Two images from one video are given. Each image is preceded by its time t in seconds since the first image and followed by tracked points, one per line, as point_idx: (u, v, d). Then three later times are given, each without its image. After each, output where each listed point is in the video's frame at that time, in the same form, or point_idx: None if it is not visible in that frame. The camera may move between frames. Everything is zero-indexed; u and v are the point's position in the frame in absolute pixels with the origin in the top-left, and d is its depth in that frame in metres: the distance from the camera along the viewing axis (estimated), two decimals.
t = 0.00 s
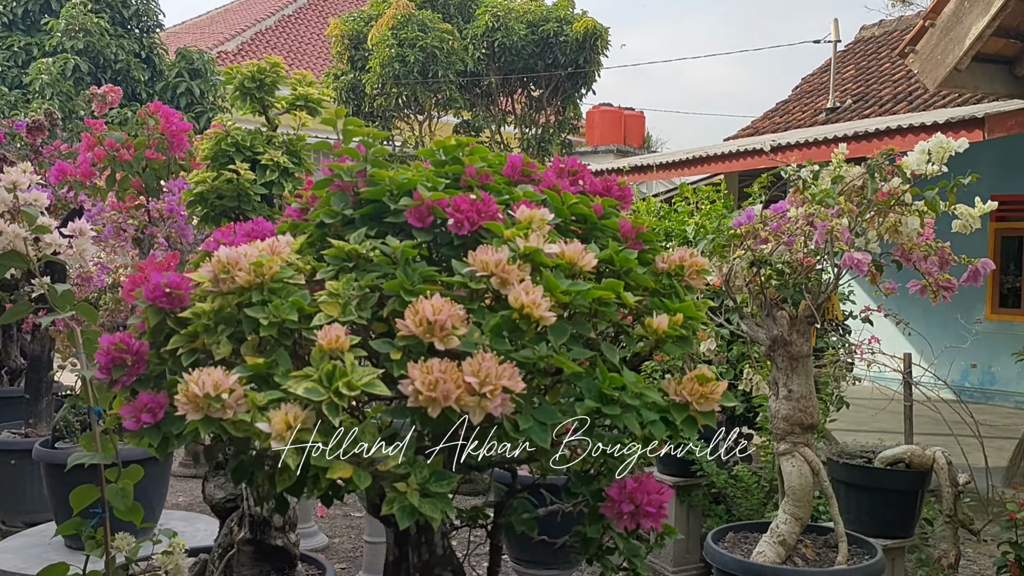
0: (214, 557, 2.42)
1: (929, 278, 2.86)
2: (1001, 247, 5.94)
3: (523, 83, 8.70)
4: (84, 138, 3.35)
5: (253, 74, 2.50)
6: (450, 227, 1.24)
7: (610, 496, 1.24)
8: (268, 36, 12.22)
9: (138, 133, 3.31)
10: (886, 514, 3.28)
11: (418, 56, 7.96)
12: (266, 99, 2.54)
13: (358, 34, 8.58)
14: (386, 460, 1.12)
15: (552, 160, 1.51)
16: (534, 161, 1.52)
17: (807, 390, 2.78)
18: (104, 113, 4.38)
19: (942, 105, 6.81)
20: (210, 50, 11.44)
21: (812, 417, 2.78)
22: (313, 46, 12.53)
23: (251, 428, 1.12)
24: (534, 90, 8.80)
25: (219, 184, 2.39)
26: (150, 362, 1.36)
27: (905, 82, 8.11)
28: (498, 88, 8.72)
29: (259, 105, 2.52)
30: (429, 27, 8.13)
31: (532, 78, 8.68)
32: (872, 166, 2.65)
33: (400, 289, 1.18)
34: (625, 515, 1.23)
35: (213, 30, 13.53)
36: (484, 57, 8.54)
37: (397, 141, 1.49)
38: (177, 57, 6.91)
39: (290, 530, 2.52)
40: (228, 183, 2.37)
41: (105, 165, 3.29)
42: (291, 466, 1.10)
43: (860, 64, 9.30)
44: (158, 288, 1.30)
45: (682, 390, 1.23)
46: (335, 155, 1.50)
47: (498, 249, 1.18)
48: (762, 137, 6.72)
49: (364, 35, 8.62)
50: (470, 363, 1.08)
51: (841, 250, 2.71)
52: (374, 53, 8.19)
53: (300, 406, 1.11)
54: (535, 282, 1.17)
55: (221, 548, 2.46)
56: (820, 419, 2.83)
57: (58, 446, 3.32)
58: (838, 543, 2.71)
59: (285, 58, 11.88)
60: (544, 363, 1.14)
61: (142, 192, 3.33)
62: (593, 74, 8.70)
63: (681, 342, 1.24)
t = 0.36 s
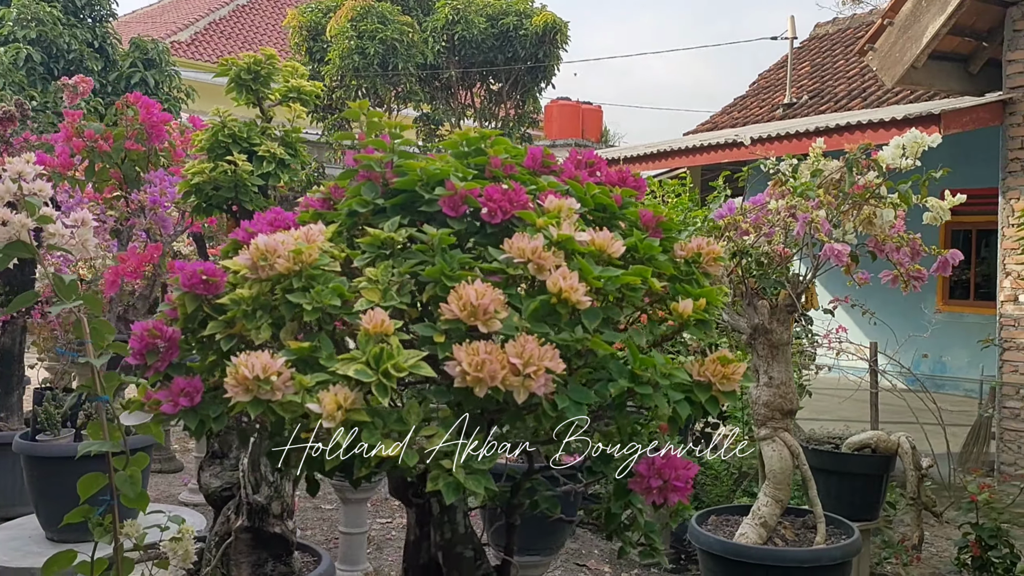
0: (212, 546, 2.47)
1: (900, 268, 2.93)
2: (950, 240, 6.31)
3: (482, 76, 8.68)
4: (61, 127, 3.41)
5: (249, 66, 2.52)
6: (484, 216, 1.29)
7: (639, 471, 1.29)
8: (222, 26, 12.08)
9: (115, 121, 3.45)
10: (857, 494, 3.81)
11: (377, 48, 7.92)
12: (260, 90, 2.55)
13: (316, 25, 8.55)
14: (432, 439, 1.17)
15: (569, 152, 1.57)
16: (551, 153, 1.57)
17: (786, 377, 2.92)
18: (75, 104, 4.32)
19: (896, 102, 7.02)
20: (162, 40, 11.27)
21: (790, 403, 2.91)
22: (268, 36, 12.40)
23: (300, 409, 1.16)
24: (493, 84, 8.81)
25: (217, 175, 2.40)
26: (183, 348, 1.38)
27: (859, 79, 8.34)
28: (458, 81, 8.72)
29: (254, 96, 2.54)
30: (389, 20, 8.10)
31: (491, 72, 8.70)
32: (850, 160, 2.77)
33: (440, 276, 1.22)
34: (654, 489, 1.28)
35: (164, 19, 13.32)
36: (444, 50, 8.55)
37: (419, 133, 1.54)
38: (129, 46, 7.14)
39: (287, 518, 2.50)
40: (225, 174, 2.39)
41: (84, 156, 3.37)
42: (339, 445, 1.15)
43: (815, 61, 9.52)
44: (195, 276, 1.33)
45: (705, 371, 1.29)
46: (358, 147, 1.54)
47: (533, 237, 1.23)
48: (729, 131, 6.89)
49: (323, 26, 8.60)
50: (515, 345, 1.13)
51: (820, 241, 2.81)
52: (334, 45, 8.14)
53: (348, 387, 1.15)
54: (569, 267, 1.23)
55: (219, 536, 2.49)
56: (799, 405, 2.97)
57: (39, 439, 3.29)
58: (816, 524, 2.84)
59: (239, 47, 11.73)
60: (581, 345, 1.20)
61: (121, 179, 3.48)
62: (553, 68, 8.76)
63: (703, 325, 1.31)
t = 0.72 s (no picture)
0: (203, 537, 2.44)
1: (871, 260, 3.01)
2: (907, 233, 6.53)
3: (444, 67, 8.66)
4: (35, 117, 3.34)
5: (237, 58, 2.51)
6: (498, 209, 1.33)
7: (649, 457, 1.37)
8: (179, 14, 11.87)
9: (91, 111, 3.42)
10: (823, 481, 4.18)
11: (339, 39, 7.83)
12: (249, 82, 2.54)
13: (276, 14, 8.46)
14: (455, 424, 1.20)
15: (572, 146, 1.61)
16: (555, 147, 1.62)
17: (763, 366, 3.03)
18: (43, 93, 4.25)
19: (855, 97, 7.19)
20: (117, 27, 11.06)
21: (765, 392, 3.04)
22: (225, 25, 12.23)
23: (325, 396, 1.19)
24: (455, 75, 8.80)
25: (206, 167, 2.40)
26: (198, 338, 1.40)
27: (817, 73, 8.50)
28: (420, 73, 8.68)
29: (242, 88, 2.53)
30: (351, 9, 8.03)
31: (452, 63, 8.66)
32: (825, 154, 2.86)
33: (459, 267, 1.26)
34: (663, 471, 1.37)
35: (117, 6, 13.05)
36: (405, 41, 8.51)
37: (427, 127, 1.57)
38: (86, 35, 7.05)
39: (277, 507, 2.49)
40: (215, 166, 2.39)
41: (59, 147, 3.34)
42: (365, 431, 1.18)
43: (775, 56, 9.68)
44: (212, 267, 1.35)
45: (710, 358, 1.36)
46: (368, 141, 1.57)
47: (549, 229, 1.27)
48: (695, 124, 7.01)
49: (283, 16, 8.52)
50: (535, 333, 1.18)
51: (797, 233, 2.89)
52: (295, 35, 8.06)
53: (373, 374, 1.18)
54: (584, 258, 1.27)
55: (210, 526, 2.48)
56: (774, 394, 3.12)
57: (15, 432, 3.25)
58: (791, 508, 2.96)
59: (197, 35, 11.53)
60: (596, 333, 1.24)
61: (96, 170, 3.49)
62: (515, 60, 8.75)
63: (709, 314, 1.37)
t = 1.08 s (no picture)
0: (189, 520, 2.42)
1: (850, 241, 3.06)
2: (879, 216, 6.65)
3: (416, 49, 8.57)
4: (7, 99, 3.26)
5: (221, 38, 2.48)
6: (500, 188, 1.34)
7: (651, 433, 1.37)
8: None
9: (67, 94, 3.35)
10: (800, 460, 4.26)
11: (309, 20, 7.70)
12: (233, 63, 2.51)
13: None
14: (462, 401, 1.22)
15: (569, 127, 1.62)
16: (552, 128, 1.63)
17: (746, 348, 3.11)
18: (12, 74, 4.16)
19: (826, 80, 7.27)
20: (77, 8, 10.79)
21: (748, 372, 3.09)
22: (189, 5, 11.97)
23: (333, 374, 1.20)
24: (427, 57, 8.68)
25: (191, 149, 2.37)
26: (200, 317, 1.41)
27: (789, 57, 8.56)
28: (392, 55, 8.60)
29: (226, 69, 2.50)
30: None
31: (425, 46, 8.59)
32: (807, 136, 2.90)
33: (464, 247, 1.27)
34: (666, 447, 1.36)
35: None
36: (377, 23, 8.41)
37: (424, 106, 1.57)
38: (49, 16, 6.87)
39: (265, 491, 2.48)
40: (200, 147, 2.36)
41: (32, 130, 3.27)
42: (374, 408, 1.19)
43: (745, 40, 9.74)
44: (214, 247, 1.35)
45: (710, 336, 1.38)
46: (366, 121, 1.57)
47: (553, 208, 1.28)
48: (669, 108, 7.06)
49: None
50: (542, 311, 1.19)
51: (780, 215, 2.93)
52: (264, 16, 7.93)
53: (381, 352, 1.19)
54: (587, 237, 1.29)
55: (198, 510, 2.47)
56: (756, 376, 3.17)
57: None
58: (773, 487, 3.01)
59: (160, 16, 11.29)
60: (601, 311, 1.26)
61: (72, 153, 3.37)
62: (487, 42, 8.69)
63: (708, 292, 1.39)
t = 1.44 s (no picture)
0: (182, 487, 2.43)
1: (833, 211, 3.11)
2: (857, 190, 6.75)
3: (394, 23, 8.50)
4: None
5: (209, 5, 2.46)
6: (502, 150, 1.36)
7: (650, 389, 1.39)
8: None
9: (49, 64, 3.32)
10: (781, 428, 4.34)
11: None
12: (221, 30, 2.49)
13: None
14: (468, 357, 1.24)
15: (566, 92, 1.63)
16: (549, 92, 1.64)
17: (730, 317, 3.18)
18: None
19: (805, 56, 7.33)
20: None
21: (732, 341, 3.15)
22: None
23: (341, 332, 1.22)
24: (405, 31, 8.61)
25: (180, 117, 2.36)
26: (203, 281, 1.43)
27: (767, 32, 8.60)
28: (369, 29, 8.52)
29: (214, 36, 2.48)
30: None
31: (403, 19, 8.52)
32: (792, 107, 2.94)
33: (468, 207, 1.29)
34: (664, 403, 1.39)
35: None
36: None
37: (423, 70, 1.58)
38: None
39: (258, 458, 2.49)
40: (189, 116, 2.35)
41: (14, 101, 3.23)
42: (383, 366, 1.21)
43: (724, 15, 9.75)
44: (218, 209, 1.37)
45: (708, 296, 1.40)
46: (365, 85, 1.57)
47: (556, 169, 1.30)
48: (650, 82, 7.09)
49: None
50: (547, 269, 1.21)
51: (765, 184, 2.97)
52: None
53: (389, 310, 1.21)
54: (589, 198, 1.31)
55: (191, 477, 2.48)
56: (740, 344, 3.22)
57: None
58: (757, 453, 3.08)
59: None
60: (603, 270, 1.29)
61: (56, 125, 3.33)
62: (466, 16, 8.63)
63: (706, 252, 1.42)
